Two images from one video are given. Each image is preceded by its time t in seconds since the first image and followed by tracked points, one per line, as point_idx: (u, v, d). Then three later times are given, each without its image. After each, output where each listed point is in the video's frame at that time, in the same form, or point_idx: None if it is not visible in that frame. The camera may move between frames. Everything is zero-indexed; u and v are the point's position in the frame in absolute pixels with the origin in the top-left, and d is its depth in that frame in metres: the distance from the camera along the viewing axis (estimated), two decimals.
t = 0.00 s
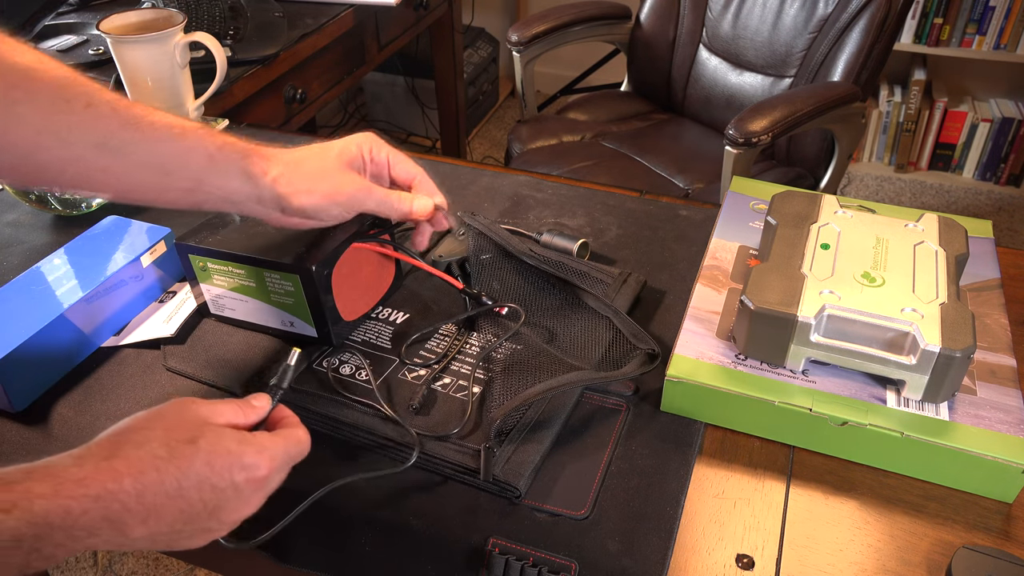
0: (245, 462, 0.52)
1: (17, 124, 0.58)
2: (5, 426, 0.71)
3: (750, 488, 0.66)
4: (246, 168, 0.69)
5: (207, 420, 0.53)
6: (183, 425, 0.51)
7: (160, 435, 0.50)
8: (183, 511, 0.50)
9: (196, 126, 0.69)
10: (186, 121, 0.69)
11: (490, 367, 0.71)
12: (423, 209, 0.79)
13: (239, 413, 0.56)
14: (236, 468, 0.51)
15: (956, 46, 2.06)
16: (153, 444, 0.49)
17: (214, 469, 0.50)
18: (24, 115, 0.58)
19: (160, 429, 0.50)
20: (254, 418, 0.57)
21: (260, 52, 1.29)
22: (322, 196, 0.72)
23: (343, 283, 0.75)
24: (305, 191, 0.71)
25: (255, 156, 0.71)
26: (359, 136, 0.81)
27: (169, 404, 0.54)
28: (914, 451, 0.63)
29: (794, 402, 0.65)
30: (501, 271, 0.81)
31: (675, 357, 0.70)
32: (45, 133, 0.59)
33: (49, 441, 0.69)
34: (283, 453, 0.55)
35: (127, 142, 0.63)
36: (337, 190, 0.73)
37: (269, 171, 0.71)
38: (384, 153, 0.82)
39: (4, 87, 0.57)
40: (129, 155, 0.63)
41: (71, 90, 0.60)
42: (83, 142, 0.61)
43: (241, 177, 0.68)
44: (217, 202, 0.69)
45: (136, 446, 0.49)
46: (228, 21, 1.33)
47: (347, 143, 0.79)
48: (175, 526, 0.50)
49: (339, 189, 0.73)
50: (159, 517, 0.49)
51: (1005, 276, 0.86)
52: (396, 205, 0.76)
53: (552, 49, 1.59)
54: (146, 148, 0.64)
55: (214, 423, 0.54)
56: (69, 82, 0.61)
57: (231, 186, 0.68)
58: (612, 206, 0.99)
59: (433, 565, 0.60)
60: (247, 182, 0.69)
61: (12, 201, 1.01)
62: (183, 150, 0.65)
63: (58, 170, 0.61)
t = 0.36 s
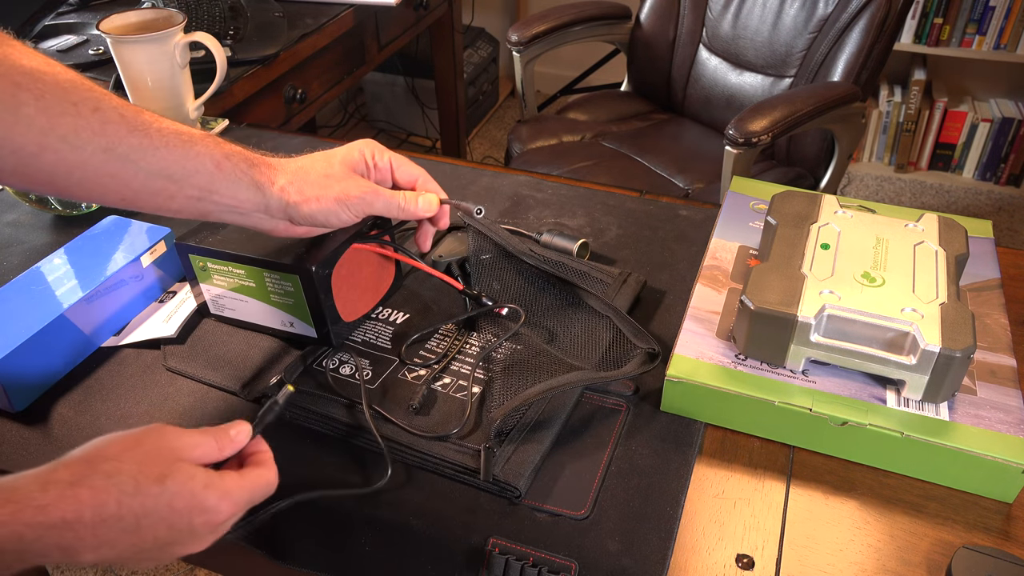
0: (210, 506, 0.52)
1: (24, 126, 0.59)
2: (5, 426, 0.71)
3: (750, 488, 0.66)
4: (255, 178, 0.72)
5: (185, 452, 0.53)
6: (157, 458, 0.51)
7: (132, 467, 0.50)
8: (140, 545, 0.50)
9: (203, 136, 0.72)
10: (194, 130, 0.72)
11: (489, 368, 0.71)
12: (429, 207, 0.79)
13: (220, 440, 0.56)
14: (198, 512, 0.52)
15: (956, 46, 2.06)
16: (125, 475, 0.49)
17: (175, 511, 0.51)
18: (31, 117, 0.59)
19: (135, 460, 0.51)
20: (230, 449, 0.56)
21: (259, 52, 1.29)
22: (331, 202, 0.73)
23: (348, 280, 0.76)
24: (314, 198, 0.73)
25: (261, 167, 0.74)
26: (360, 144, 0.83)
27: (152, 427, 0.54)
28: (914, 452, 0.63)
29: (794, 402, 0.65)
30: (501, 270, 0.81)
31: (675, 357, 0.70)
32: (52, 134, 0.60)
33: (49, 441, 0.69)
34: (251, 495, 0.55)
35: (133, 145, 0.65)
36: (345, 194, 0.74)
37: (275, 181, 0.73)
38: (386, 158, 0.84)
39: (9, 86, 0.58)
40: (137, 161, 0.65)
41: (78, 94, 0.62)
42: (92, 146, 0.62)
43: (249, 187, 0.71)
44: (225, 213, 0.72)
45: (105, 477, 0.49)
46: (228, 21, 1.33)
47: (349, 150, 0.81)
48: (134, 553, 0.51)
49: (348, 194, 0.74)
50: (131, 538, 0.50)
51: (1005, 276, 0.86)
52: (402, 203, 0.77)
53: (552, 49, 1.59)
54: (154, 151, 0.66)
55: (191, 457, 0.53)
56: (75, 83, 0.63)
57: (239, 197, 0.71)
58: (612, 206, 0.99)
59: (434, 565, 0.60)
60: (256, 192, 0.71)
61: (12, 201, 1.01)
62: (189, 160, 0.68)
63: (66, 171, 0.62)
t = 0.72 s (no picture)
0: (232, 494, 0.53)
1: (23, 127, 0.59)
2: (5, 426, 0.71)
3: (750, 488, 0.66)
4: (254, 178, 0.72)
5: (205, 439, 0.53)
6: (179, 446, 0.52)
7: (155, 456, 0.50)
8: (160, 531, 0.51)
9: (202, 136, 0.72)
10: (193, 131, 0.72)
11: (489, 368, 0.71)
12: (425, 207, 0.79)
13: (245, 423, 0.56)
14: (220, 500, 0.52)
15: (956, 46, 2.06)
16: (145, 463, 0.50)
17: (196, 499, 0.51)
18: (31, 118, 0.59)
19: (156, 447, 0.51)
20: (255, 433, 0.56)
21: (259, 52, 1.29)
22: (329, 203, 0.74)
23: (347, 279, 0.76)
24: (312, 199, 0.73)
25: (259, 167, 0.74)
26: (359, 144, 0.83)
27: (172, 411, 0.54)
28: (914, 452, 0.63)
29: (793, 402, 0.65)
30: (501, 271, 0.81)
31: (675, 357, 0.70)
32: (52, 135, 0.60)
33: (49, 441, 0.69)
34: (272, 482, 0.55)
35: (133, 148, 0.64)
36: (342, 195, 0.74)
37: (274, 182, 0.73)
38: (384, 159, 0.84)
39: (8, 88, 0.58)
40: (137, 162, 0.65)
41: (77, 96, 0.62)
42: (91, 147, 0.62)
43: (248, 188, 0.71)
44: (223, 213, 0.72)
45: (126, 466, 0.49)
46: (228, 21, 1.33)
47: (348, 150, 0.81)
48: (154, 538, 0.52)
49: (347, 195, 0.74)
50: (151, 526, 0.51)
51: (1005, 276, 0.86)
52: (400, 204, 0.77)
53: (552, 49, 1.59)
54: (153, 153, 0.66)
55: (212, 443, 0.54)
56: (73, 85, 0.63)
57: (239, 197, 0.71)
58: (612, 206, 0.99)
59: (433, 565, 0.60)
60: (255, 192, 0.71)
61: (12, 201, 1.01)
62: (189, 161, 0.68)
63: (66, 172, 0.62)
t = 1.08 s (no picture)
0: (224, 504, 0.52)
1: (25, 128, 0.59)
2: (5, 426, 0.71)
3: (750, 488, 0.66)
4: (256, 181, 0.72)
5: (197, 447, 0.52)
6: (170, 454, 0.51)
7: (147, 465, 0.50)
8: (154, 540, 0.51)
9: (203, 139, 0.73)
10: (195, 134, 0.72)
11: (489, 368, 0.71)
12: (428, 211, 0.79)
13: (237, 431, 0.55)
14: (212, 510, 0.52)
15: (956, 46, 2.06)
16: (136, 473, 0.50)
17: (187, 509, 0.51)
18: (32, 118, 0.59)
19: (148, 455, 0.51)
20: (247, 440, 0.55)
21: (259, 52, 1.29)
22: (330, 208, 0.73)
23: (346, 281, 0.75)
24: (314, 203, 0.73)
25: (261, 170, 0.74)
26: (361, 148, 0.83)
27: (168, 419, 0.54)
28: (914, 452, 0.63)
29: (793, 402, 0.65)
30: (501, 271, 0.81)
31: (675, 357, 0.70)
32: (53, 136, 0.60)
33: (50, 441, 0.69)
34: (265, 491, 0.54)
35: (134, 149, 0.65)
36: (343, 199, 0.74)
37: (276, 185, 0.73)
38: (386, 162, 0.83)
39: (11, 88, 0.58)
40: (138, 163, 0.65)
41: (78, 96, 0.62)
42: (93, 148, 0.62)
43: (249, 190, 0.71)
44: (225, 215, 0.72)
45: (117, 475, 0.49)
46: (228, 21, 1.33)
47: (349, 153, 0.81)
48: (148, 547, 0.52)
49: (348, 199, 0.74)
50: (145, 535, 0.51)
51: (1005, 276, 0.86)
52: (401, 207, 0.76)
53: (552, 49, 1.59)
54: (155, 155, 0.66)
55: (204, 452, 0.53)
56: (75, 86, 0.63)
57: (240, 200, 0.71)
58: (612, 206, 0.99)
59: (433, 565, 0.60)
60: (257, 195, 0.71)
61: (12, 201, 1.01)
62: (190, 163, 0.68)
63: (66, 173, 0.62)
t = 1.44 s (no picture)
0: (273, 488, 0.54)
1: (21, 122, 0.62)
2: (5, 426, 0.71)
3: (750, 488, 0.66)
4: (247, 171, 0.75)
5: (246, 433, 0.54)
6: (216, 443, 0.51)
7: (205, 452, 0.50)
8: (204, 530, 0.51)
9: (198, 129, 0.76)
10: (186, 124, 0.75)
11: (489, 368, 0.71)
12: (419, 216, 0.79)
13: (276, 417, 0.57)
14: (268, 498, 0.54)
15: (956, 46, 2.06)
16: (195, 455, 0.50)
17: (244, 494, 0.52)
18: (28, 112, 0.62)
19: (194, 444, 0.50)
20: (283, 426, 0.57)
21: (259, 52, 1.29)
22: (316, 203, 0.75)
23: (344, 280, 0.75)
24: (300, 193, 0.75)
25: (253, 160, 0.77)
26: (357, 145, 0.84)
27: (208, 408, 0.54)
28: (914, 452, 0.63)
29: (793, 402, 0.65)
30: (501, 270, 0.81)
31: (675, 357, 0.70)
32: (50, 129, 0.63)
33: (50, 441, 0.69)
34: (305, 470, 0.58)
35: (130, 140, 0.67)
36: (330, 194, 0.75)
37: (264, 174, 0.76)
38: (378, 162, 0.84)
39: (6, 83, 0.61)
40: (133, 155, 0.68)
41: (74, 90, 0.65)
42: (88, 142, 0.65)
43: (241, 180, 0.74)
44: (219, 206, 0.74)
45: (175, 458, 0.49)
46: (228, 21, 1.33)
47: (343, 149, 0.82)
48: (193, 536, 0.51)
49: (335, 194, 0.75)
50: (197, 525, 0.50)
51: (1006, 276, 0.86)
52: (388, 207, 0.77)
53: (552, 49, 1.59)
54: (151, 146, 0.69)
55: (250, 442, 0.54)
56: (70, 79, 0.66)
57: (232, 189, 0.73)
58: (613, 206, 0.99)
59: (433, 565, 0.60)
60: (247, 184, 0.74)
61: (12, 201, 1.01)
62: (184, 154, 0.71)
63: (63, 166, 0.65)
